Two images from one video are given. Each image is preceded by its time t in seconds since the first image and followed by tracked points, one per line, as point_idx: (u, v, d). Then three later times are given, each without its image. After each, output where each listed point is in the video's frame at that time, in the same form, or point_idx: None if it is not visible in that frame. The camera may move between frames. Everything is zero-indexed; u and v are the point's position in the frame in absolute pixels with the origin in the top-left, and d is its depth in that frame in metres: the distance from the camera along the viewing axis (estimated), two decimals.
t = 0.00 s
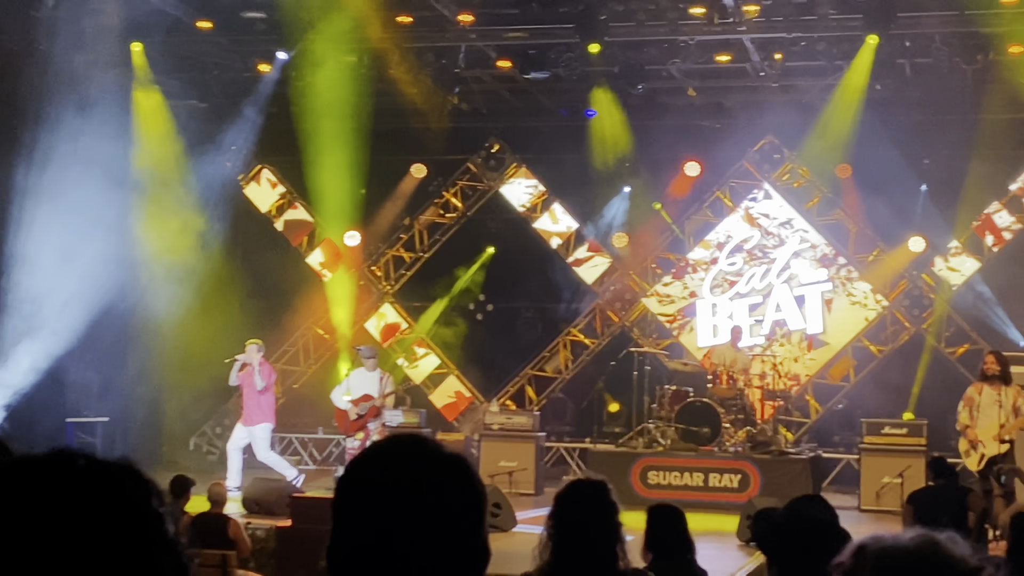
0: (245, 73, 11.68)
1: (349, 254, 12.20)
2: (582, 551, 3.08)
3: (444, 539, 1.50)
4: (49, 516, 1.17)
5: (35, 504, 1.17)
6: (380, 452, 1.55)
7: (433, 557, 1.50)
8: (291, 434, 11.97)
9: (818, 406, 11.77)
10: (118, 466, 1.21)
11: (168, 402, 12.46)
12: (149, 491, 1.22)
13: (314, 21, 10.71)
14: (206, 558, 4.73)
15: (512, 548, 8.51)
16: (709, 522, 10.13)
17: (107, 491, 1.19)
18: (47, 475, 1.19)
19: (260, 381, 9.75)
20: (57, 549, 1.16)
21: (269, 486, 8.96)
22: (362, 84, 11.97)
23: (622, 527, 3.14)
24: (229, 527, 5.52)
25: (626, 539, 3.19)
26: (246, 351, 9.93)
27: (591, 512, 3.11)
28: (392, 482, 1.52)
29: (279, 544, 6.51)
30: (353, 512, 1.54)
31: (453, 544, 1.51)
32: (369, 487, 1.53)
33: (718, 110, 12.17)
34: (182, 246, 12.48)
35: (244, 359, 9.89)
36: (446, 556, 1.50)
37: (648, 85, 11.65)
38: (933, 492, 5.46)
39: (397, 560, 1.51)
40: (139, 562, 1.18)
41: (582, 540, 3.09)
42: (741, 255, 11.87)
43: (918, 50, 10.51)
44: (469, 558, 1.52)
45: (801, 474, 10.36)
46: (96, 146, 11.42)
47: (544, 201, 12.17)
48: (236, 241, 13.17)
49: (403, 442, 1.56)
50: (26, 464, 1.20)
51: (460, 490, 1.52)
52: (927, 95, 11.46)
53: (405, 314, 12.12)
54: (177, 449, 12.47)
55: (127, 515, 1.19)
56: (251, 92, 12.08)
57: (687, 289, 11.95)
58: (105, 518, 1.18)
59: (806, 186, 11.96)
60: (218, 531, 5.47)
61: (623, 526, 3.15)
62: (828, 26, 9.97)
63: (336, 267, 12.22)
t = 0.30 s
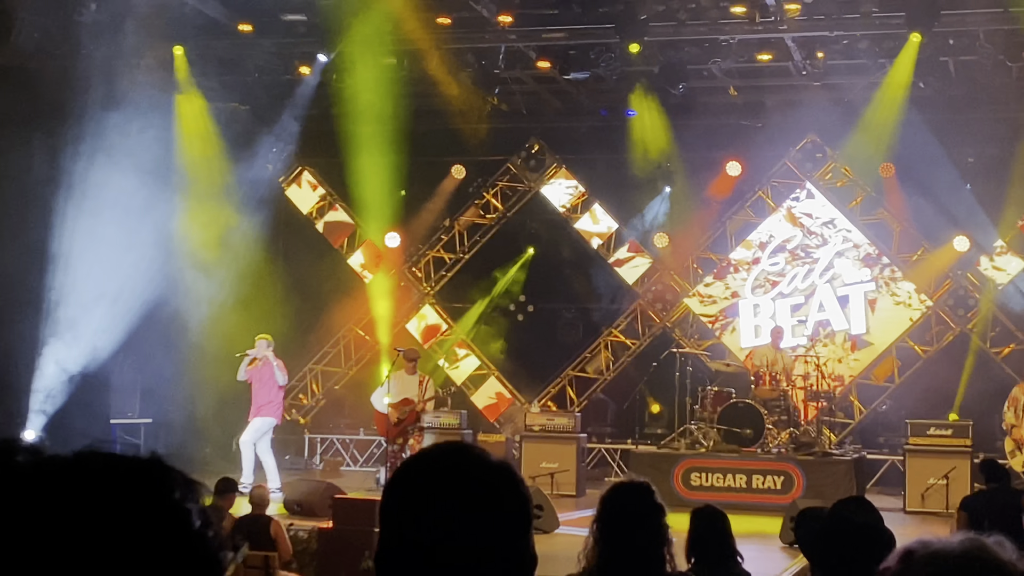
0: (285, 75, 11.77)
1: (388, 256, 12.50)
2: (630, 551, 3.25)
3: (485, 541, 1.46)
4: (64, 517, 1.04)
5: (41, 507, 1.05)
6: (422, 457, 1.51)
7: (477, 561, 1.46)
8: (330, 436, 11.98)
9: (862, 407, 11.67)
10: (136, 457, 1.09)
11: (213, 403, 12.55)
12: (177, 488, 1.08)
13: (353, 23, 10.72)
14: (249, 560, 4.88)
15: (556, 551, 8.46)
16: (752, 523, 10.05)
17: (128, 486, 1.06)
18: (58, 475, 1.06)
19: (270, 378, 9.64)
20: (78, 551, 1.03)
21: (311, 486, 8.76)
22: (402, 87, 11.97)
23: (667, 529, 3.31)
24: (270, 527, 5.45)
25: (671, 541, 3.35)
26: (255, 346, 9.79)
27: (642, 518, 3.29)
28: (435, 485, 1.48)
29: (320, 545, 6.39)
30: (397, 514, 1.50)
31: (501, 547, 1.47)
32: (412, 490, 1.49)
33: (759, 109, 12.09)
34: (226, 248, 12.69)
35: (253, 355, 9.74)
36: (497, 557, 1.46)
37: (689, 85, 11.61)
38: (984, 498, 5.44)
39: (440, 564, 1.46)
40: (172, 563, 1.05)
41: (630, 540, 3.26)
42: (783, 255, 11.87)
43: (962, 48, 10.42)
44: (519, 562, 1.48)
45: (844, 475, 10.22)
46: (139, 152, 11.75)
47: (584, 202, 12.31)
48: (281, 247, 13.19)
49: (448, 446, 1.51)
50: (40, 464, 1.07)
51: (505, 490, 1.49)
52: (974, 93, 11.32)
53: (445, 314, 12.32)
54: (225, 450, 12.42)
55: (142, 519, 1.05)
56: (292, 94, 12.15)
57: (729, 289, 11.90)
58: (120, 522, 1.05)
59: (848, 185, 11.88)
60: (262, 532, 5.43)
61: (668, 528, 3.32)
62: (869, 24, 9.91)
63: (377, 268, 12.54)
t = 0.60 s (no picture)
0: (321, 76, 11.79)
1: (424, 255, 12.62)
2: (672, 553, 3.19)
3: (515, 539, 1.47)
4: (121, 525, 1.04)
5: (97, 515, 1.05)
6: (461, 452, 1.52)
7: (504, 562, 1.47)
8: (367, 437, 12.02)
9: (901, 407, 11.60)
10: (198, 466, 1.08)
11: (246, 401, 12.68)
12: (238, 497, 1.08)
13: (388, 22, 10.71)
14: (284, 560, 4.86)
15: (597, 551, 8.41)
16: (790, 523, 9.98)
17: (186, 491, 1.06)
18: (118, 484, 1.07)
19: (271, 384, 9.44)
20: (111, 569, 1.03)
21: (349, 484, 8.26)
22: (436, 86, 11.95)
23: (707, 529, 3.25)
24: (305, 527, 5.45)
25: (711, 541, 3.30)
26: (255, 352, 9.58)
27: (674, 529, 3.22)
28: (473, 481, 1.49)
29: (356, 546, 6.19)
30: (424, 520, 1.50)
31: (533, 544, 1.48)
32: (447, 481, 1.50)
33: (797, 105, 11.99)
34: (259, 247, 12.88)
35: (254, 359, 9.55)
36: (528, 555, 1.47)
37: (725, 83, 11.53)
38: None
39: (469, 559, 1.47)
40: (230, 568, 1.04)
41: (670, 542, 3.20)
42: (821, 253, 11.82)
43: (1001, 43, 10.30)
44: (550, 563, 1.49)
45: (883, 475, 10.13)
46: (177, 152, 11.82)
47: (620, 200, 12.21)
48: (314, 244, 13.48)
49: (491, 444, 1.52)
50: (101, 474, 1.08)
51: (542, 488, 1.50)
52: (1014, 90, 11.14)
53: (481, 315, 12.31)
54: (262, 452, 12.60)
55: (200, 526, 1.04)
56: (327, 95, 12.18)
57: (766, 288, 11.89)
58: (180, 525, 1.04)
59: (887, 183, 11.78)
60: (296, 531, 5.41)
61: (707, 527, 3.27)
62: (907, 20, 9.84)
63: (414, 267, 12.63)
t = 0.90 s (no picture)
0: (346, 84, 11.81)
1: (451, 263, 12.75)
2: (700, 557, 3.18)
3: (540, 548, 1.51)
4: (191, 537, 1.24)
5: (169, 524, 1.26)
6: (481, 469, 1.56)
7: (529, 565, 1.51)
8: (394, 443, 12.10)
9: (928, 412, 11.58)
10: (266, 476, 1.29)
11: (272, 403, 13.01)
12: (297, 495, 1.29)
13: (414, 29, 10.75)
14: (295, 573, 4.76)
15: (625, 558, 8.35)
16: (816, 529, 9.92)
17: (246, 504, 1.26)
18: (201, 494, 1.26)
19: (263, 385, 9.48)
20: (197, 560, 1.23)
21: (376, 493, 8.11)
22: (461, 95, 11.94)
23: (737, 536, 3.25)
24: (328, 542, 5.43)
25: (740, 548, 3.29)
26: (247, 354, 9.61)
27: (703, 534, 3.20)
28: (506, 484, 1.53)
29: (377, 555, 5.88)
30: (457, 526, 1.55)
31: (553, 549, 1.51)
32: (472, 491, 1.55)
33: (823, 111, 11.86)
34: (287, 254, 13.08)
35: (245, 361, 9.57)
36: (548, 561, 1.51)
37: (751, 89, 11.48)
38: None
39: (490, 567, 1.52)
40: (301, 567, 1.25)
41: (700, 546, 3.20)
42: (847, 259, 11.84)
43: None
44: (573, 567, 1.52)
45: (913, 481, 9.99)
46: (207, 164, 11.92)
47: (646, 207, 12.25)
48: (338, 250, 13.60)
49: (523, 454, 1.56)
50: (189, 481, 1.28)
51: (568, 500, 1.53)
52: None
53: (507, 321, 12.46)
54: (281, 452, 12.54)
55: (271, 530, 1.25)
56: (352, 102, 12.22)
57: (793, 294, 11.87)
58: (254, 527, 1.24)
59: (913, 188, 11.73)
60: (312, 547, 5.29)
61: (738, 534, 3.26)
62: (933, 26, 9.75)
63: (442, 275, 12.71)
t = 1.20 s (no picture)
0: (382, 95, 11.89)
1: (487, 273, 12.72)
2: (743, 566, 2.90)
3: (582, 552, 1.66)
4: (323, 542, 1.29)
5: (304, 531, 1.31)
6: (528, 482, 1.70)
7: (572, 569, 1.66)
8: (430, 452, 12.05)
9: (967, 421, 11.46)
10: (393, 490, 1.34)
11: (308, 411, 12.93)
12: (429, 517, 1.31)
13: (451, 41, 10.74)
14: None
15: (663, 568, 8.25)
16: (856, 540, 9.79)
17: (383, 516, 1.30)
18: (337, 503, 1.32)
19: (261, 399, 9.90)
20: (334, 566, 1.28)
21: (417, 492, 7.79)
22: (497, 105, 12.01)
23: (779, 544, 2.95)
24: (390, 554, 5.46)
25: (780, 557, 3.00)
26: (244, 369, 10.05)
27: (745, 540, 2.91)
28: (533, 499, 1.68)
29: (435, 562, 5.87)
30: (503, 530, 1.69)
31: (586, 549, 1.66)
32: (507, 511, 1.69)
33: (859, 119, 11.94)
34: (324, 264, 13.08)
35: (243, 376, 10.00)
36: (581, 567, 1.65)
37: (787, 97, 11.48)
38: None
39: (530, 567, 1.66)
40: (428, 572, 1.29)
41: (742, 554, 2.91)
42: (884, 267, 11.81)
43: None
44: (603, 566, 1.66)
45: (953, 490, 9.85)
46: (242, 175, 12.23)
47: (682, 216, 12.28)
48: (378, 259, 13.38)
49: (546, 466, 1.70)
50: (333, 494, 1.33)
51: (602, 498, 1.68)
52: None
53: (544, 330, 12.42)
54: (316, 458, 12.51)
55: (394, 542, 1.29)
56: (389, 113, 12.35)
57: (830, 303, 11.86)
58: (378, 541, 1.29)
59: (951, 197, 11.70)
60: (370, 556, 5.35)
61: (779, 541, 2.97)
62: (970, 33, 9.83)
63: (477, 286, 12.70)
